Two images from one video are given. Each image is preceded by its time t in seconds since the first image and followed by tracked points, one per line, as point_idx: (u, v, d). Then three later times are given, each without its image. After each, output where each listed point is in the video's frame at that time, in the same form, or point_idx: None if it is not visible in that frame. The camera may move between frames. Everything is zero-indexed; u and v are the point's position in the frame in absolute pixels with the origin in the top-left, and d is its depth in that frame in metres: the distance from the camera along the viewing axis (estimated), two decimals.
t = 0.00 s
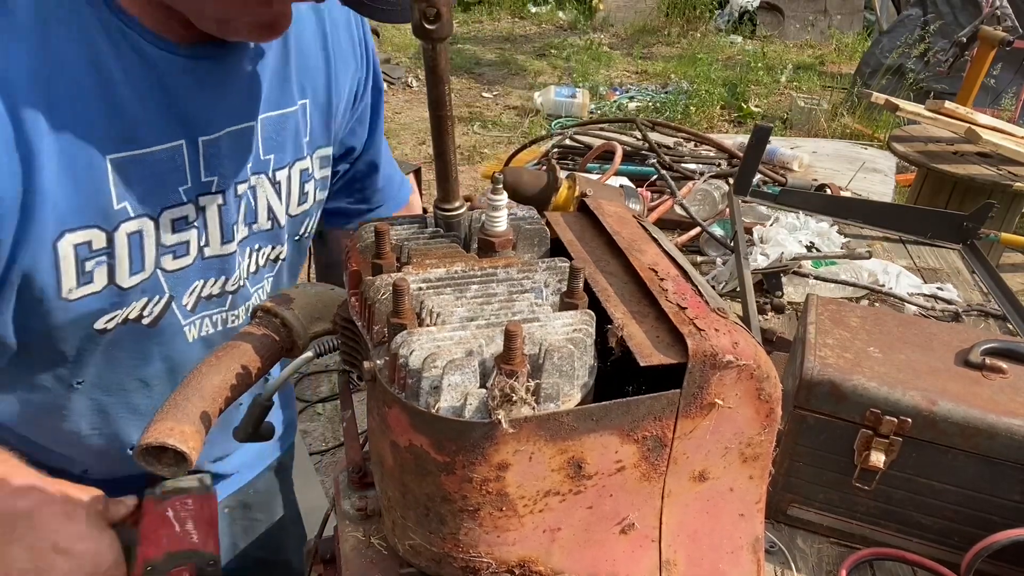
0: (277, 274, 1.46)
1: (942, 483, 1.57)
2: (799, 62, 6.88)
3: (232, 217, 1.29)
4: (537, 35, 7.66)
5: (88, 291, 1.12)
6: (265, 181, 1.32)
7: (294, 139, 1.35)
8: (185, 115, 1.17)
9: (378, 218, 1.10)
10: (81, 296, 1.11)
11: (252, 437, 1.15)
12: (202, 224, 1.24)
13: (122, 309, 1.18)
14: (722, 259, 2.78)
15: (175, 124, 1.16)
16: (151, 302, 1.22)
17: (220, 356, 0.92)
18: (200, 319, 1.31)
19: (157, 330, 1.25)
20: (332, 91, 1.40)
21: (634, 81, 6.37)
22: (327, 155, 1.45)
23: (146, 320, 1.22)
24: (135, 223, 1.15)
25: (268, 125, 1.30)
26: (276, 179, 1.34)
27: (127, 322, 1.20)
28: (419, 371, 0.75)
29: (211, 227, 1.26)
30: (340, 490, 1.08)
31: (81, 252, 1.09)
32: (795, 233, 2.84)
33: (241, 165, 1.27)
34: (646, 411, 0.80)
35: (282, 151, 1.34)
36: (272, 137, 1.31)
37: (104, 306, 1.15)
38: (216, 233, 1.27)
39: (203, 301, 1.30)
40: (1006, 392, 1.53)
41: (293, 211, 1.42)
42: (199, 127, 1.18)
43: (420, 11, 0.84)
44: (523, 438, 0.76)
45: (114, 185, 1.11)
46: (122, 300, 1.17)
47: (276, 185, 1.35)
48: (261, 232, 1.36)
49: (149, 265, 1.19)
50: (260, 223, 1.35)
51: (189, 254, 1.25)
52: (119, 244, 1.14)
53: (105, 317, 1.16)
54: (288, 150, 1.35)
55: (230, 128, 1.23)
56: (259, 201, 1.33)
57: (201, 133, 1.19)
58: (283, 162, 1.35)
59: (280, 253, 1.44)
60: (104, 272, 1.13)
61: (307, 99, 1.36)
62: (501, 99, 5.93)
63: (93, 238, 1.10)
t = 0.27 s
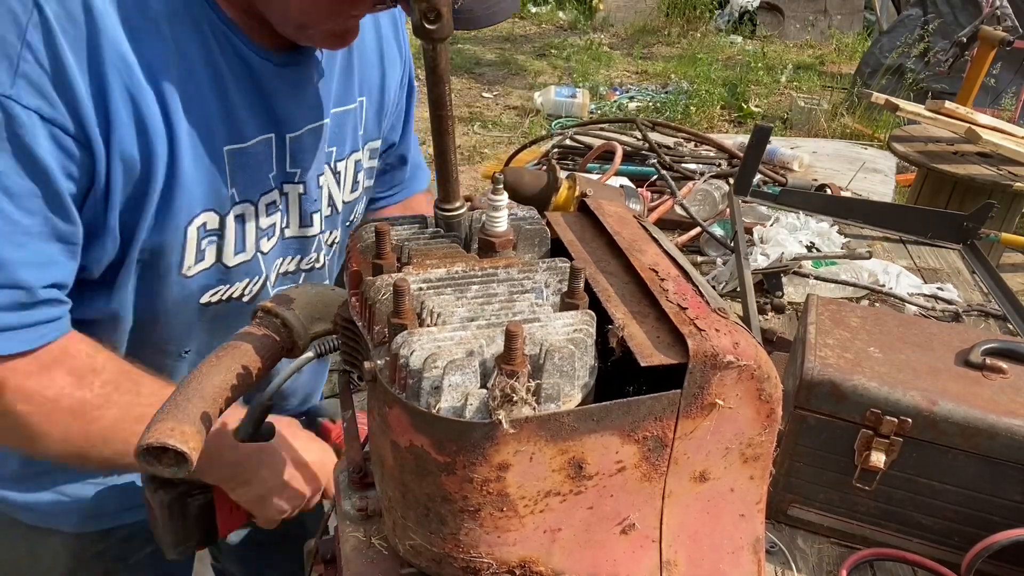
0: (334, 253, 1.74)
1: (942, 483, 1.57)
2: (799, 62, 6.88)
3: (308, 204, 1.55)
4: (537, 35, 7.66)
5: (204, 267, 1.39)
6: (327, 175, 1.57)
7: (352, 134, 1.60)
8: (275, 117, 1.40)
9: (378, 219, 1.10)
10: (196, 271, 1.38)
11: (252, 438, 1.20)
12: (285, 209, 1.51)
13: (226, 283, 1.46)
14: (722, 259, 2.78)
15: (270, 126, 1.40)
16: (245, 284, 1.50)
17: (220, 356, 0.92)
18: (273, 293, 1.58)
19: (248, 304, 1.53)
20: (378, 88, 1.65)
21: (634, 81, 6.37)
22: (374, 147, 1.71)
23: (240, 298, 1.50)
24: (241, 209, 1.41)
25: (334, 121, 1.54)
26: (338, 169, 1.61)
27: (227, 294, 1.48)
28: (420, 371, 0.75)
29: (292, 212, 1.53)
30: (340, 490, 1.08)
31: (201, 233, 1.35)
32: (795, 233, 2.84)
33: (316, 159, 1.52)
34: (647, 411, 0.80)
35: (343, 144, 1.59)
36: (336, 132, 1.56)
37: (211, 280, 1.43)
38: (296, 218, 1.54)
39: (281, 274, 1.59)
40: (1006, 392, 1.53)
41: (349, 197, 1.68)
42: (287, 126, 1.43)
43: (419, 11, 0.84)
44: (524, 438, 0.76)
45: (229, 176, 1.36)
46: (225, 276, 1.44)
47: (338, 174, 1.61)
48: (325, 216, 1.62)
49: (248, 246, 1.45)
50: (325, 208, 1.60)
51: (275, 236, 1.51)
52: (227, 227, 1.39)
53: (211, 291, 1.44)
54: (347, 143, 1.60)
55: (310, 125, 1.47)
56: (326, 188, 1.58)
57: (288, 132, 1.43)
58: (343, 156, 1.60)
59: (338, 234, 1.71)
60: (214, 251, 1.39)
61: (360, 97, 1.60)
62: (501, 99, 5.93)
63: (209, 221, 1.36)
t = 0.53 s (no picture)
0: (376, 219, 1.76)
1: (942, 483, 1.57)
2: (798, 62, 6.89)
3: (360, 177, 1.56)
4: (536, 35, 7.66)
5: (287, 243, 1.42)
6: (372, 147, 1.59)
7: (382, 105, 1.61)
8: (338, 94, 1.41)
9: (378, 219, 1.10)
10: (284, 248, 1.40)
11: (252, 437, 1.15)
12: (344, 183, 1.52)
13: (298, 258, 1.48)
14: (722, 259, 2.78)
15: (336, 103, 1.41)
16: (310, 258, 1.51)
17: (220, 356, 0.92)
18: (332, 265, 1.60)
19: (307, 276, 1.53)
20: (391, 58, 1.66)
21: (634, 81, 6.37)
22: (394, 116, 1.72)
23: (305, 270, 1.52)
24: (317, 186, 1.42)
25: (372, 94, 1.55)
26: (378, 141, 1.62)
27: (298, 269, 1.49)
28: (420, 371, 0.75)
29: (351, 186, 1.54)
30: (340, 490, 1.08)
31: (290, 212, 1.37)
32: (795, 233, 2.84)
33: (365, 133, 1.53)
34: (646, 411, 0.80)
35: (378, 117, 1.60)
36: (372, 105, 1.56)
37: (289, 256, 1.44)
38: (352, 192, 1.55)
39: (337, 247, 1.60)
40: (1006, 392, 1.53)
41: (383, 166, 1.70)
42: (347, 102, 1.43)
43: (419, 11, 0.84)
44: (524, 438, 0.76)
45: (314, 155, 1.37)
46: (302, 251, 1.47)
47: (378, 146, 1.62)
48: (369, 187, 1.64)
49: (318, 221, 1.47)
50: (370, 179, 1.62)
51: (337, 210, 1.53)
52: (309, 203, 1.41)
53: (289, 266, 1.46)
54: (381, 115, 1.61)
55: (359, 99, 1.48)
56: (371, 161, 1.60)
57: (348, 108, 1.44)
58: (380, 126, 1.62)
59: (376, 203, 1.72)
60: (295, 228, 1.41)
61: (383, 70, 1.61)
62: (501, 99, 5.93)
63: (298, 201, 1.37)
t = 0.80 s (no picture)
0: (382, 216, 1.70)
1: (942, 483, 1.57)
2: (798, 62, 6.89)
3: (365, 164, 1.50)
4: (536, 35, 7.66)
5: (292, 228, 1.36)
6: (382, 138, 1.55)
7: (393, 94, 1.56)
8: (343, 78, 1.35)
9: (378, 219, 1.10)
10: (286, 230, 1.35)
11: (252, 437, 1.15)
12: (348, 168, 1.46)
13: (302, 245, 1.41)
14: (722, 259, 2.78)
15: (341, 85, 1.35)
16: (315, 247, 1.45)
17: (220, 356, 0.92)
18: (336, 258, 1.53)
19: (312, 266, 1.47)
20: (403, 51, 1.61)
21: (634, 81, 6.37)
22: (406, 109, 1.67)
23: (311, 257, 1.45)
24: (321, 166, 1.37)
25: (382, 83, 1.50)
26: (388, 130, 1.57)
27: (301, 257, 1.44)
28: (420, 371, 0.75)
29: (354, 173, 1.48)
30: (340, 490, 1.08)
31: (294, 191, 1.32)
32: (795, 233, 2.84)
33: (371, 119, 1.48)
34: (646, 412, 0.80)
35: (390, 105, 1.54)
36: (384, 92, 1.51)
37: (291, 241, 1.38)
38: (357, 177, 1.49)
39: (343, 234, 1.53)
40: (1006, 392, 1.53)
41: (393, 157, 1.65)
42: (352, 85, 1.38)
43: (420, 11, 0.84)
44: (523, 438, 0.76)
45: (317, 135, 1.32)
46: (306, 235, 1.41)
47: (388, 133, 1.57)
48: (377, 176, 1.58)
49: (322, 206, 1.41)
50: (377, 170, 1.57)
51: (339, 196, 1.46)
52: (313, 184, 1.36)
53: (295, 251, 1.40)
54: (392, 103, 1.55)
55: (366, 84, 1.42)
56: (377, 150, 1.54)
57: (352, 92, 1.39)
58: (390, 118, 1.57)
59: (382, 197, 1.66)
60: (299, 211, 1.35)
61: (397, 61, 1.57)
62: (501, 99, 5.93)
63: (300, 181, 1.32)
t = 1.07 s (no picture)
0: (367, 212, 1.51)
1: (942, 483, 1.57)
2: (798, 62, 6.89)
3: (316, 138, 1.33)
4: (536, 35, 7.66)
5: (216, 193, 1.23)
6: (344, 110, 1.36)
7: (368, 68, 1.38)
8: (269, 35, 1.23)
9: (379, 219, 1.10)
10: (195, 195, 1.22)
11: (252, 437, 1.15)
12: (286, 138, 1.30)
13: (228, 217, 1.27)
14: (722, 259, 2.78)
15: (264, 40, 1.23)
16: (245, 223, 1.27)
17: (220, 356, 0.92)
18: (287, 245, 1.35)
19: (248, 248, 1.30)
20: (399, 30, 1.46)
21: (634, 81, 6.37)
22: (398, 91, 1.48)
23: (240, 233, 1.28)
24: (241, 127, 1.23)
25: (347, 53, 1.33)
26: (355, 108, 1.38)
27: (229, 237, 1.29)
28: (420, 371, 0.75)
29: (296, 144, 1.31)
30: (341, 490, 1.08)
31: (196, 150, 1.19)
32: (795, 233, 2.84)
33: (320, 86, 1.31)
34: (646, 412, 0.80)
35: (358, 79, 1.37)
36: (348, 62, 1.34)
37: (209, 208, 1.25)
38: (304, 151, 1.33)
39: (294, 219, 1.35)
40: (1006, 392, 1.53)
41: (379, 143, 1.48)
42: (282, 45, 1.24)
43: (421, 11, 0.84)
44: (524, 438, 0.76)
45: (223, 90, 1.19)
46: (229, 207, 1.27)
47: (356, 114, 1.38)
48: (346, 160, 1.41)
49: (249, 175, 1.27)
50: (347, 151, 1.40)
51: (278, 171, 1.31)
52: (227, 144, 1.22)
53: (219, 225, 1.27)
54: (363, 78, 1.38)
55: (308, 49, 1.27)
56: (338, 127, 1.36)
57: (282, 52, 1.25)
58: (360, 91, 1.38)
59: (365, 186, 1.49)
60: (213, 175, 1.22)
61: (376, 34, 1.38)
62: (501, 99, 5.93)
63: (206, 138, 1.19)
